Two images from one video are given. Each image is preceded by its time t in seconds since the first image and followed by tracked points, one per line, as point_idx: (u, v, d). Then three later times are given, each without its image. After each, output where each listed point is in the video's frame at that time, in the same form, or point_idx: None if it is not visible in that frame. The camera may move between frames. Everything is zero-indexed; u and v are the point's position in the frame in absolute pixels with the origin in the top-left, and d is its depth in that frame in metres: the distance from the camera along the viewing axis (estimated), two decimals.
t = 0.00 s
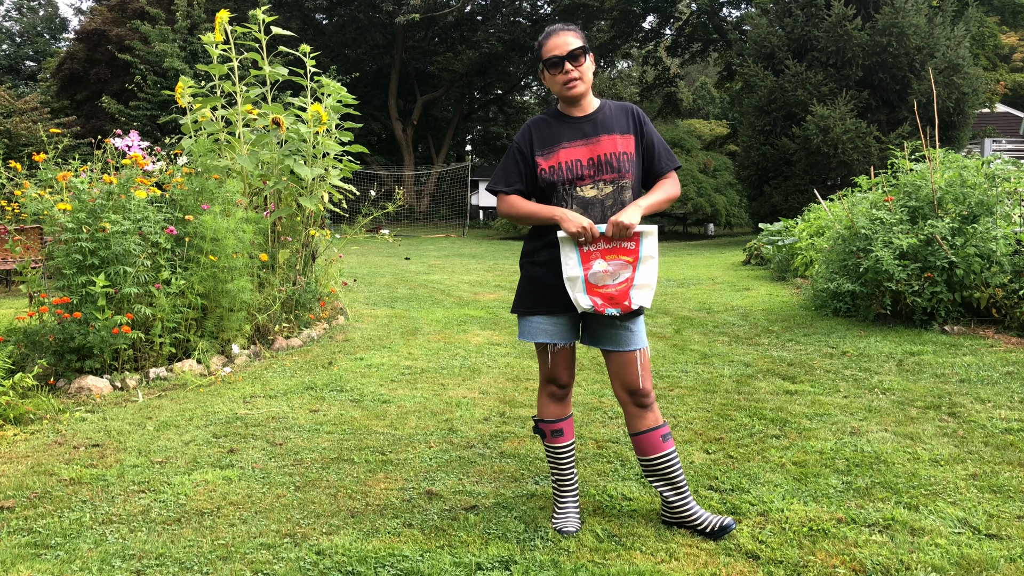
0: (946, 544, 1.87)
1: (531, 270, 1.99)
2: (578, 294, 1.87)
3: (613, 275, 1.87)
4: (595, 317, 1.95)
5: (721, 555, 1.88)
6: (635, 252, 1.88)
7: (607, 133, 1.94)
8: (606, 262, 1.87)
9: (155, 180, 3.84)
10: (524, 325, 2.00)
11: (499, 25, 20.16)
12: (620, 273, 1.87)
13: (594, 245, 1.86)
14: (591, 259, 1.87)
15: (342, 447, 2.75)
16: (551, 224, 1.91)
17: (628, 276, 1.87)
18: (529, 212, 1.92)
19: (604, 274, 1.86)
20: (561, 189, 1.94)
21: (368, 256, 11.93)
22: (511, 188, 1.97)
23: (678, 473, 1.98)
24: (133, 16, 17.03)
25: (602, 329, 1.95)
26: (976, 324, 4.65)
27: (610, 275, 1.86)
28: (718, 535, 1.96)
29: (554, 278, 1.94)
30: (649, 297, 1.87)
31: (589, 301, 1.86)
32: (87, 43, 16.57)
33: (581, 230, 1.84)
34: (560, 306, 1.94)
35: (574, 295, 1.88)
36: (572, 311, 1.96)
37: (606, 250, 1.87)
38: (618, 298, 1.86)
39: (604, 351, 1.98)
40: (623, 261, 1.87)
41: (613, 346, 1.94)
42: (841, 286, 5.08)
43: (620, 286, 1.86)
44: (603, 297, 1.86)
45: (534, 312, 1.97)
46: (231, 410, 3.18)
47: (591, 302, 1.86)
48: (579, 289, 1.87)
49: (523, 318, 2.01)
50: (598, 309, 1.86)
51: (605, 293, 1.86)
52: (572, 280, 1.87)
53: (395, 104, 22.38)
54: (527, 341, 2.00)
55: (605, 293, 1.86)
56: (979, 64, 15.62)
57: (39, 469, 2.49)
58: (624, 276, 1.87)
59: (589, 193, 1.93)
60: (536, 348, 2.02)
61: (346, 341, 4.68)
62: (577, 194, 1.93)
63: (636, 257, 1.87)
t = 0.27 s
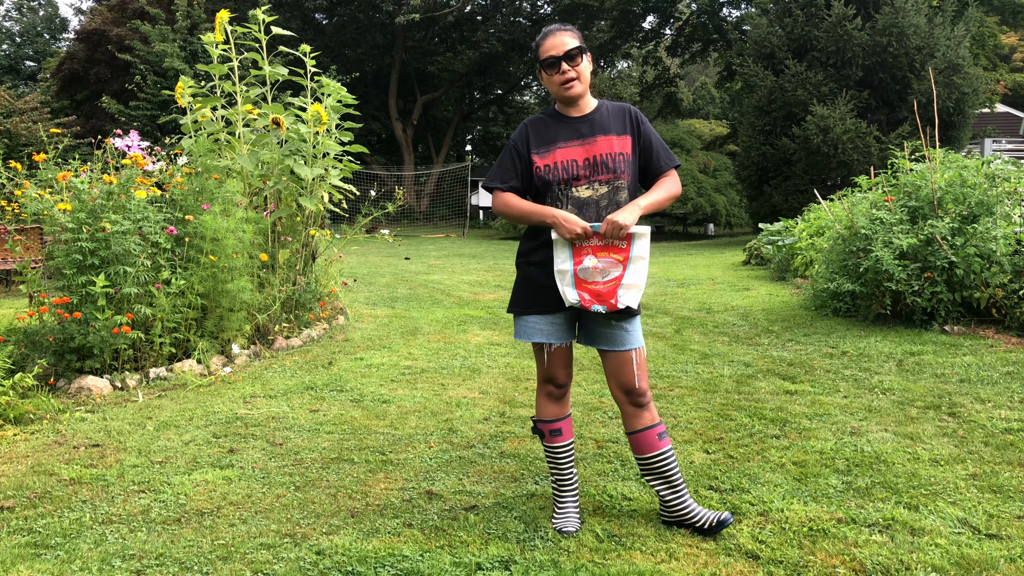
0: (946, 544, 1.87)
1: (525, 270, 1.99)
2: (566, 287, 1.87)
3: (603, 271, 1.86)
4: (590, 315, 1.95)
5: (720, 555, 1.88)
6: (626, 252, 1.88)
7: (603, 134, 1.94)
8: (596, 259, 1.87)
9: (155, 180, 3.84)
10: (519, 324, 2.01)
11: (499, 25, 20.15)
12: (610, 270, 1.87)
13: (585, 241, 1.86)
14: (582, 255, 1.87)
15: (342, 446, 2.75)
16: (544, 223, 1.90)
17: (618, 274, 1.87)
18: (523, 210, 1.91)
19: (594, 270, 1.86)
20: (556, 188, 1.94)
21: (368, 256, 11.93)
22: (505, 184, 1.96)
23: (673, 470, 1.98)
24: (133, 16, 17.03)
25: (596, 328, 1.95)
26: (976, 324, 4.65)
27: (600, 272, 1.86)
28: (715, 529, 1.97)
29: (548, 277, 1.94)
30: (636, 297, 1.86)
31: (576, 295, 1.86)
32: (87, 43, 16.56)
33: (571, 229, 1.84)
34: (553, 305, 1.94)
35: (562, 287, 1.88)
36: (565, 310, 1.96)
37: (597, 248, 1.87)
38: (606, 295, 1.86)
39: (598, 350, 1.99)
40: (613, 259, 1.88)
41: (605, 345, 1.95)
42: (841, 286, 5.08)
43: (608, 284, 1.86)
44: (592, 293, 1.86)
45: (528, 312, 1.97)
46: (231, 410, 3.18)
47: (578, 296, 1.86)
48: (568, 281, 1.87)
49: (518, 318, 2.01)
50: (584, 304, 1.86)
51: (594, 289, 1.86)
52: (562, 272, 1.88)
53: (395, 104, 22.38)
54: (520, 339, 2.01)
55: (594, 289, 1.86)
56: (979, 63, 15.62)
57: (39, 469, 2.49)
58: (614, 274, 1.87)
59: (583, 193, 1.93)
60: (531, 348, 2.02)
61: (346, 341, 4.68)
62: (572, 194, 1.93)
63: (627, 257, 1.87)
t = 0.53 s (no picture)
0: (947, 544, 1.87)
1: (522, 270, 1.99)
2: (558, 278, 1.88)
3: (593, 267, 1.85)
4: (586, 315, 1.95)
5: (721, 555, 1.88)
6: (617, 248, 1.85)
7: (601, 135, 1.94)
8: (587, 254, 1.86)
9: (155, 180, 3.84)
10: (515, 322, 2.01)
11: (499, 25, 20.16)
12: (600, 267, 1.85)
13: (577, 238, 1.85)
14: (574, 250, 1.87)
15: (342, 446, 2.75)
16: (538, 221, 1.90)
17: (608, 271, 1.85)
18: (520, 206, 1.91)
19: (584, 266, 1.86)
20: (553, 188, 1.95)
21: (368, 256, 11.94)
22: (500, 182, 1.96)
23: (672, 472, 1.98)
24: (133, 16, 17.03)
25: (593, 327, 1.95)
26: (976, 324, 4.65)
27: (591, 267, 1.85)
28: (714, 527, 1.97)
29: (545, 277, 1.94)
30: (625, 296, 1.85)
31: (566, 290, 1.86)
32: (87, 43, 16.57)
33: (562, 229, 1.84)
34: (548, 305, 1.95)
35: (554, 281, 1.89)
36: (561, 310, 1.96)
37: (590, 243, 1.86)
38: (596, 291, 1.85)
39: (596, 349, 1.98)
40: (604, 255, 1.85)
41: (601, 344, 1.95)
42: (841, 286, 5.08)
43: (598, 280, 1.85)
44: (582, 288, 1.86)
45: (525, 312, 1.97)
46: (231, 410, 3.18)
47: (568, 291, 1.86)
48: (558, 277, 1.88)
49: (515, 317, 2.02)
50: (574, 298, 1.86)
51: (584, 284, 1.86)
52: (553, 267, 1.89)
53: (395, 104, 22.39)
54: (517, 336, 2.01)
55: (584, 284, 1.86)
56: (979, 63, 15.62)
57: (39, 468, 2.49)
58: (604, 270, 1.85)
59: (581, 194, 1.93)
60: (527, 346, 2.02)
61: (346, 341, 4.68)
62: (569, 194, 1.93)
63: (617, 253, 1.84)
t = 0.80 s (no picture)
0: (947, 544, 1.87)
1: (521, 272, 1.99)
2: (557, 281, 1.87)
3: (593, 264, 1.86)
4: (586, 315, 1.95)
5: (721, 555, 1.88)
6: (616, 242, 1.86)
7: (601, 135, 1.94)
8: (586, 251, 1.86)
9: (155, 180, 3.84)
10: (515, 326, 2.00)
11: (499, 25, 20.15)
12: (600, 263, 1.86)
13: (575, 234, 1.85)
14: (572, 248, 1.87)
15: (342, 446, 2.75)
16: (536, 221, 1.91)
17: (609, 266, 1.86)
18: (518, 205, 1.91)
19: (584, 263, 1.86)
20: (552, 188, 1.95)
21: (368, 256, 11.93)
22: (497, 180, 1.95)
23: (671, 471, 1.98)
24: (133, 16, 17.03)
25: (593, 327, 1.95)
26: (976, 324, 4.65)
27: (591, 264, 1.85)
28: (714, 527, 1.98)
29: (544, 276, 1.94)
30: (628, 288, 1.85)
31: (568, 289, 1.86)
32: (87, 43, 16.57)
33: (561, 228, 1.84)
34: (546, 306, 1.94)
35: (552, 282, 1.87)
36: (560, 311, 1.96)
37: (588, 240, 1.87)
38: (598, 287, 1.85)
39: (596, 350, 1.98)
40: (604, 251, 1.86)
41: (601, 344, 1.95)
42: (841, 286, 5.08)
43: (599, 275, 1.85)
44: (583, 286, 1.86)
45: (525, 313, 1.97)
46: (231, 410, 3.18)
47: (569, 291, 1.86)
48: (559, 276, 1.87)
49: (514, 319, 2.01)
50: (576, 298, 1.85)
51: (585, 282, 1.85)
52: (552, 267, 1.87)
53: (395, 104, 22.38)
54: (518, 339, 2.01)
55: (585, 282, 1.86)
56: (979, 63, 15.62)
57: (39, 468, 2.49)
58: (604, 266, 1.85)
59: (580, 194, 1.93)
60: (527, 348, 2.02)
61: (346, 341, 4.68)
62: (568, 194, 1.93)
63: (617, 247, 1.86)
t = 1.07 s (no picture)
0: (946, 544, 1.87)
1: (524, 271, 1.98)
2: (563, 279, 1.85)
3: (599, 259, 1.85)
4: (588, 314, 1.94)
5: (721, 555, 1.88)
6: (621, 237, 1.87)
7: (601, 135, 1.94)
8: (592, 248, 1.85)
9: (155, 180, 3.84)
10: (518, 327, 2.00)
11: (499, 25, 20.15)
12: (607, 258, 1.85)
13: (578, 233, 1.85)
14: (577, 245, 1.86)
15: (342, 446, 2.75)
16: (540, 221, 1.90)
17: (615, 261, 1.85)
18: (519, 207, 1.91)
19: (590, 259, 1.84)
20: (552, 187, 1.95)
21: (368, 256, 11.93)
22: (499, 182, 1.96)
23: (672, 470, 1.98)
24: (133, 16, 17.03)
25: (596, 328, 1.95)
26: (976, 324, 4.65)
27: (597, 259, 1.85)
28: (714, 529, 1.97)
29: (546, 276, 1.94)
30: (636, 281, 1.84)
31: (575, 286, 1.84)
32: (87, 43, 16.57)
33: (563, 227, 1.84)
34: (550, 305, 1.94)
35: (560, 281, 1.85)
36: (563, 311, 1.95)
37: (592, 237, 1.86)
38: (605, 282, 1.84)
39: (598, 350, 1.98)
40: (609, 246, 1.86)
41: (604, 344, 1.95)
42: (841, 286, 5.08)
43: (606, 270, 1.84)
44: (590, 281, 1.84)
45: (527, 314, 1.97)
46: (231, 410, 3.18)
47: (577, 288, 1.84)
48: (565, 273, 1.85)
49: (516, 319, 2.01)
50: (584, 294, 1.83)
51: (592, 277, 1.84)
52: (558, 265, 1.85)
53: (395, 104, 22.38)
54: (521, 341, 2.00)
55: (591, 277, 1.84)
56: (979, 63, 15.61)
57: (39, 469, 2.49)
58: (610, 261, 1.85)
59: (581, 194, 1.93)
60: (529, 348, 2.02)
61: (346, 341, 4.68)
62: (569, 194, 1.93)
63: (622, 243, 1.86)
